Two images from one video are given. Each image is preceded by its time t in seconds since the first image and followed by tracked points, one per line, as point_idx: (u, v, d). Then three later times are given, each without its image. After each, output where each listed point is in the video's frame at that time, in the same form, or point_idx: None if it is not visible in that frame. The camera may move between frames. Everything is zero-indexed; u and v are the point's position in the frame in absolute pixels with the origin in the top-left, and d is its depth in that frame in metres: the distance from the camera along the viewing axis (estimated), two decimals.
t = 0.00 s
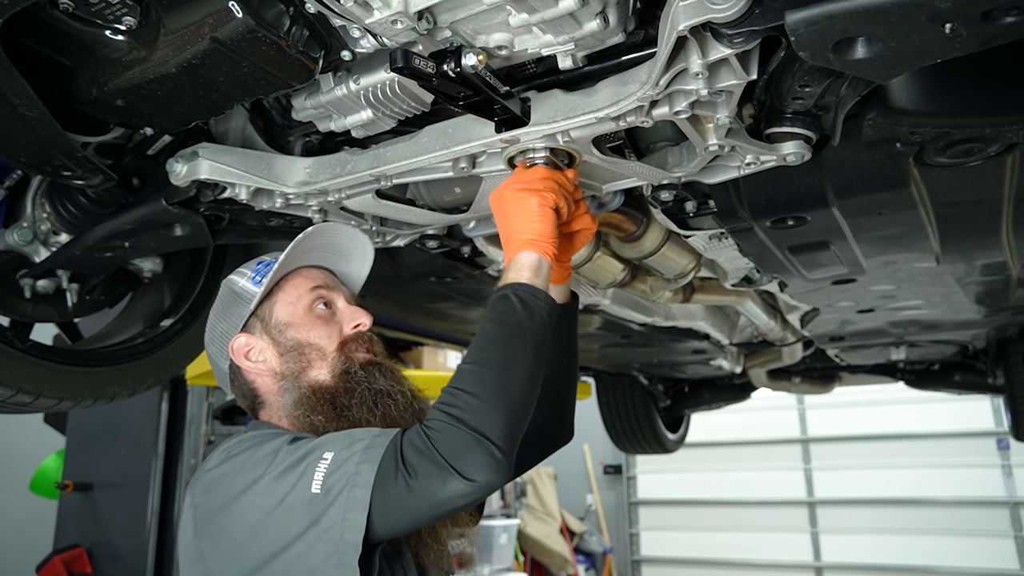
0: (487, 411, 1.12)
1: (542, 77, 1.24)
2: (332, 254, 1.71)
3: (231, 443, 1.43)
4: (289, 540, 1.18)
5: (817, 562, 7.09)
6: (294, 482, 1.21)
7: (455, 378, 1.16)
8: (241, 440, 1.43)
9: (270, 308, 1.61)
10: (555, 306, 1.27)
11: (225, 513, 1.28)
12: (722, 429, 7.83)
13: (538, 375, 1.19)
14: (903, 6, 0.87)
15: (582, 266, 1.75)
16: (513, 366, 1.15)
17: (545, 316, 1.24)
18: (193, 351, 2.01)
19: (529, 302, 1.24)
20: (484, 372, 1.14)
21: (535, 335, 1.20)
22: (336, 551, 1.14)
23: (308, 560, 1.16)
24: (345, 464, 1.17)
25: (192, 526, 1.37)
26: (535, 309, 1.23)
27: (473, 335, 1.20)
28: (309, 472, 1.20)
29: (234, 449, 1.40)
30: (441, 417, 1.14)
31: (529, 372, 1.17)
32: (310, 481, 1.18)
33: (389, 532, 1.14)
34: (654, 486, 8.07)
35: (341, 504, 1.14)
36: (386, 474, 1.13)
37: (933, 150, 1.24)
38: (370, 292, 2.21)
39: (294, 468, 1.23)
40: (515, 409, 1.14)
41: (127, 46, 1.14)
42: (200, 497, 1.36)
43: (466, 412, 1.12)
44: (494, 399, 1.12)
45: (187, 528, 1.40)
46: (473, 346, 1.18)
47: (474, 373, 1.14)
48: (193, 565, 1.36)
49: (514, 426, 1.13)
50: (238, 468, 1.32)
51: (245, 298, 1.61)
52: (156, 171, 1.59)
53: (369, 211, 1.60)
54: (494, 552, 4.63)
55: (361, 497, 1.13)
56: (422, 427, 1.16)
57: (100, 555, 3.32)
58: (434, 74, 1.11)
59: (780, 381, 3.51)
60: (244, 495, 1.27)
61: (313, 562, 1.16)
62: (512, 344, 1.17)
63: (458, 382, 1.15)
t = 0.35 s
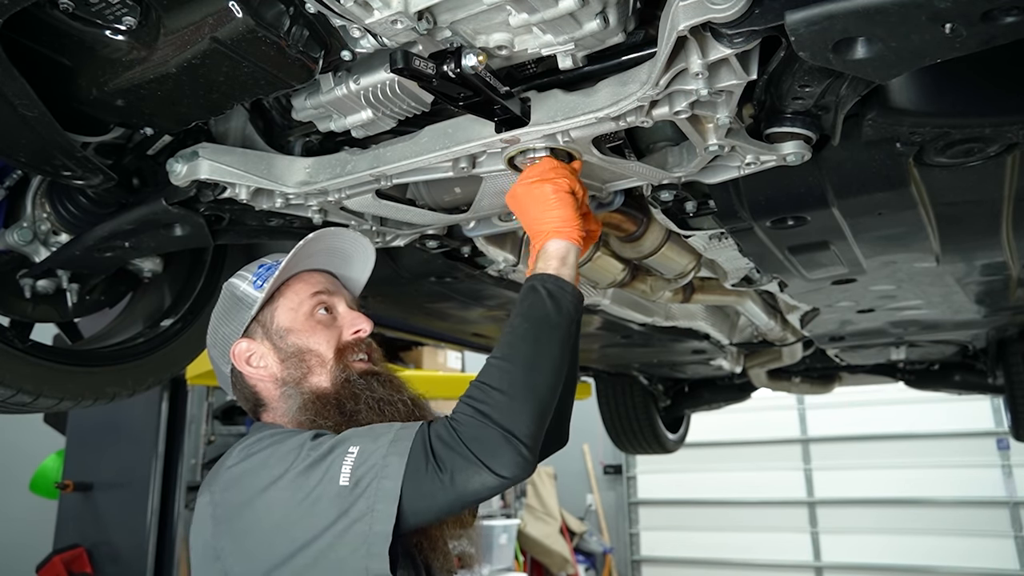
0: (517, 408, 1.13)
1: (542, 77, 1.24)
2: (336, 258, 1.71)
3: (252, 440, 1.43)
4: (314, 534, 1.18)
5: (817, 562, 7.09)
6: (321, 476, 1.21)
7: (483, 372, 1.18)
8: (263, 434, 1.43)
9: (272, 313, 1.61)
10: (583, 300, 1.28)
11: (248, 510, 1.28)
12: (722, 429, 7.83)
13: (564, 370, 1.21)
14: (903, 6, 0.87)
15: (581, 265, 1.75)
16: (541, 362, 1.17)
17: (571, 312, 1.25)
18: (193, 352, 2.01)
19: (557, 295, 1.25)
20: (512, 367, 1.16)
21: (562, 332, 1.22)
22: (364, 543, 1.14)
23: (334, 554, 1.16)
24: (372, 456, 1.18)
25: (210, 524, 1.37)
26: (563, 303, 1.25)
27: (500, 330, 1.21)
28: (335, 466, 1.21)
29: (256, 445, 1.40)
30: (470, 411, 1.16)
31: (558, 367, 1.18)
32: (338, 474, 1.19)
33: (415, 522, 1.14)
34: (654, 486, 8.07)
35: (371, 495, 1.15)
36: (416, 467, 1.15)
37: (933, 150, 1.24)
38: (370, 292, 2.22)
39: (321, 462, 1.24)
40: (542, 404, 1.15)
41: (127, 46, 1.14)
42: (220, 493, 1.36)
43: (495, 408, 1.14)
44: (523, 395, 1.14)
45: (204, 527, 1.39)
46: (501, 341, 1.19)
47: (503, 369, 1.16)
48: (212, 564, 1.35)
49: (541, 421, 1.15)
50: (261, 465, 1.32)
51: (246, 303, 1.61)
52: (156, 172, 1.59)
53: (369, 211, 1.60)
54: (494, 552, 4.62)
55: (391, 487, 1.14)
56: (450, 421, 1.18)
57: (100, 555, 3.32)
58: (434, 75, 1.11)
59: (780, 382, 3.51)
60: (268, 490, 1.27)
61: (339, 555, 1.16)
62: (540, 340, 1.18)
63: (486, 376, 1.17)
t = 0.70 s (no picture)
0: (514, 423, 1.16)
1: (542, 77, 1.24)
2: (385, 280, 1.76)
3: (246, 445, 1.43)
4: (312, 545, 1.20)
5: (817, 562, 7.09)
6: (319, 487, 1.22)
7: (477, 387, 1.19)
8: (258, 440, 1.44)
9: (317, 312, 1.60)
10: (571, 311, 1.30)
11: (246, 516, 1.29)
12: (722, 429, 7.83)
13: (559, 381, 1.24)
14: (903, 6, 0.87)
15: (581, 266, 1.74)
16: (536, 376, 1.18)
17: (565, 326, 1.26)
18: (193, 352, 2.01)
19: (547, 311, 1.26)
20: (507, 383, 1.17)
21: (557, 346, 1.23)
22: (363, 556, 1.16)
23: (333, 566, 1.18)
24: (371, 470, 1.19)
25: (206, 528, 1.38)
26: (554, 317, 1.25)
27: (493, 343, 1.22)
28: (333, 477, 1.22)
29: (250, 450, 1.40)
30: (467, 426, 1.17)
31: (552, 378, 1.20)
32: (337, 487, 1.20)
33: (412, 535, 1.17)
34: (654, 486, 8.07)
35: (370, 510, 1.17)
36: (415, 481, 1.17)
37: (933, 150, 1.24)
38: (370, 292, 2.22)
39: (317, 472, 1.24)
40: (538, 417, 1.17)
41: (127, 46, 1.14)
42: (215, 500, 1.37)
43: (492, 423, 1.16)
44: (521, 411, 1.16)
45: (200, 529, 1.40)
46: (494, 354, 1.20)
47: (498, 384, 1.17)
48: (207, 568, 1.36)
49: (539, 433, 1.17)
50: (256, 471, 1.33)
51: (296, 289, 1.61)
52: (156, 172, 1.59)
53: (369, 211, 1.60)
54: (494, 552, 4.62)
55: (389, 503, 1.16)
56: (446, 434, 1.20)
57: (100, 555, 3.32)
58: (434, 75, 1.11)
59: (780, 382, 3.51)
60: (265, 499, 1.28)
61: (338, 568, 1.18)
62: (535, 355, 1.19)
63: (481, 391, 1.18)
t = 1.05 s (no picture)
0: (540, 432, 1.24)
1: (542, 77, 1.24)
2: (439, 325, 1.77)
3: (248, 452, 1.45)
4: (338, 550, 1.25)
5: (817, 562, 7.09)
6: (341, 496, 1.27)
7: (502, 394, 1.26)
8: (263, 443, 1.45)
9: (386, 332, 1.59)
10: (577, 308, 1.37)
11: (261, 524, 1.32)
12: (722, 429, 7.83)
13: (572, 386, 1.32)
14: (903, 6, 0.87)
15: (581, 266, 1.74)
16: (557, 386, 1.27)
17: (572, 329, 1.33)
18: (193, 352, 2.00)
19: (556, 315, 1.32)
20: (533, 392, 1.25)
21: (570, 353, 1.31)
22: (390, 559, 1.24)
23: (358, 570, 1.25)
24: (395, 478, 1.26)
25: (209, 534, 1.38)
26: (563, 322, 1.32)
27: (512, 350, 1.29)
28: (355, 485, 1.27)
29: (255, 457, 1.42)
30: (494, 432, 1.25)
31: (567, 389, 1.29)
32: (362, 494, 1.26)
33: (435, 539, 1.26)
34: (654, 486, 8.07)
35: (396, 517, 1.24)
36: (443, 485, 1.23)
37: (933, 150, 1.24)
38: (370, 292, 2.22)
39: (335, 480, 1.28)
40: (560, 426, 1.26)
41: (127, 46, 1.14)
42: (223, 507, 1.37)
43: (520, 430, 1.23)
44: (545, 417, 1.24)
45: (198, 535, 1.40)
46: (516, 361, 1.27)
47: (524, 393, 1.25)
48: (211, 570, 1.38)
49: (561, 441, 1.26)
50: (268, 479, 1.35)
51: (374, 305, 1.58)
52: (156, 172, 1.59)
53: (368, 211, 1.60)
54: (494, 552, 4.62)
55: (416, 510, 1.23)
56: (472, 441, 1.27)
57: (100, 555, 3.32)
58: (434, 73, 1.12)
59: (780, 382, 3.51)
60: (282, 507, 1.30)
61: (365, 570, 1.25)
62: (555, 365, 1.27)
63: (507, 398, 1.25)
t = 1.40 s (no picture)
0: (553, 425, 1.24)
1: (542, 77, 1.24)
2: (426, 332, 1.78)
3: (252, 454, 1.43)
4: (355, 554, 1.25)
5: (817, 562, 7.10)
6: (354, 500, 1.26)
7: (514, 393, 1.26)
8: (267, 444, 1.43)
9: (390, 336, 1.60)
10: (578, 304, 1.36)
11: (271, 530, 1.29)
12: (722, 429, 7.83)
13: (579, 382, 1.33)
14: (903, 6, 0.87)
15: (581, 266, 1.75)
16: (569, 382, 1.28)
17: (577, 324, 1.34)
18: (193, 351, 2.01)
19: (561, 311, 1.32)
20: (543, 386, 1.26)
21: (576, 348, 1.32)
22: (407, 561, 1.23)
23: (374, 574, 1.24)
24: (408, 480, 1.25)
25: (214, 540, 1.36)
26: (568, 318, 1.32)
27: (517, 348, 1.29)
28: (368, 488, 1.26)
29: (258, 460, 1.39)
30: (505, 430, 1.26)
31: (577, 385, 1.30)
32: (375, 498, 1.25)
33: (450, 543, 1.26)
34: (653, 486, 8.07)
35: (412, 520, 1.23)
36: (458, 485, 1.23)
37: (933, 150, 1.24)
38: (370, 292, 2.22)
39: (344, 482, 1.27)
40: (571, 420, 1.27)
41: (127, 46, 1.14)
42: (230, 513, 1.35)
43: (535, 428, 1.24)
44: (559, 414, 1.25)
45: (204, 542, 1.37)
46: (522, 359, 1.28)
47: (534, 389, 1.26)
48: None
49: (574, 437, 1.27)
50: (275, 482, 1.32)
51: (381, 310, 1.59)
52: (156, 172, 1.59)
53: (368, 211, 1.60)
54: (494, 552, 4.63)
55: (432, 511, 1.23)
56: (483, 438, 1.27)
57: (100, 555, 3.32)
58: (434, 73, 1.12)
59: (779, 382, 3.52)
60: (292, 512, 1.29)
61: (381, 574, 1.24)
62: (565, 362, 1.28)
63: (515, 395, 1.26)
